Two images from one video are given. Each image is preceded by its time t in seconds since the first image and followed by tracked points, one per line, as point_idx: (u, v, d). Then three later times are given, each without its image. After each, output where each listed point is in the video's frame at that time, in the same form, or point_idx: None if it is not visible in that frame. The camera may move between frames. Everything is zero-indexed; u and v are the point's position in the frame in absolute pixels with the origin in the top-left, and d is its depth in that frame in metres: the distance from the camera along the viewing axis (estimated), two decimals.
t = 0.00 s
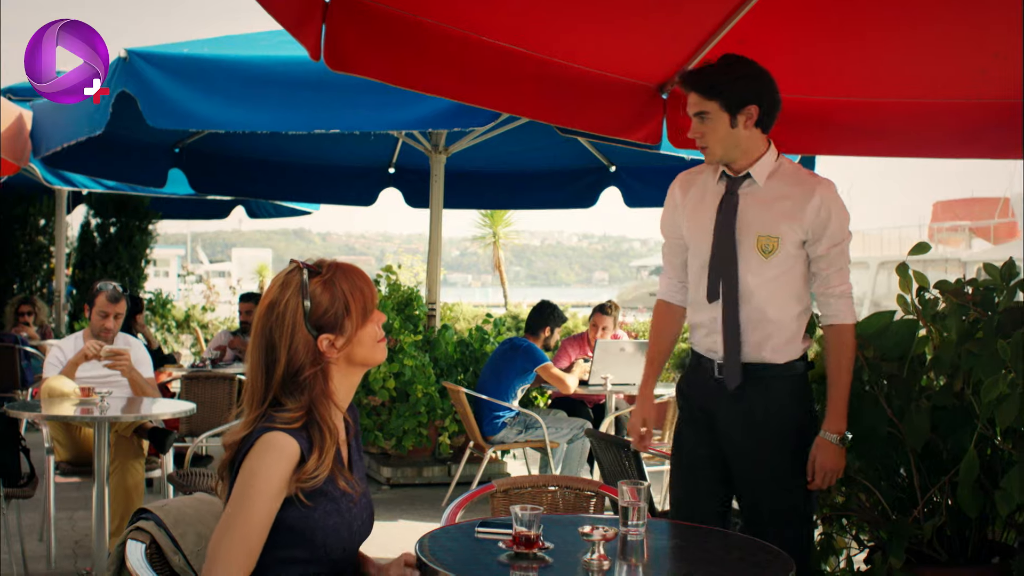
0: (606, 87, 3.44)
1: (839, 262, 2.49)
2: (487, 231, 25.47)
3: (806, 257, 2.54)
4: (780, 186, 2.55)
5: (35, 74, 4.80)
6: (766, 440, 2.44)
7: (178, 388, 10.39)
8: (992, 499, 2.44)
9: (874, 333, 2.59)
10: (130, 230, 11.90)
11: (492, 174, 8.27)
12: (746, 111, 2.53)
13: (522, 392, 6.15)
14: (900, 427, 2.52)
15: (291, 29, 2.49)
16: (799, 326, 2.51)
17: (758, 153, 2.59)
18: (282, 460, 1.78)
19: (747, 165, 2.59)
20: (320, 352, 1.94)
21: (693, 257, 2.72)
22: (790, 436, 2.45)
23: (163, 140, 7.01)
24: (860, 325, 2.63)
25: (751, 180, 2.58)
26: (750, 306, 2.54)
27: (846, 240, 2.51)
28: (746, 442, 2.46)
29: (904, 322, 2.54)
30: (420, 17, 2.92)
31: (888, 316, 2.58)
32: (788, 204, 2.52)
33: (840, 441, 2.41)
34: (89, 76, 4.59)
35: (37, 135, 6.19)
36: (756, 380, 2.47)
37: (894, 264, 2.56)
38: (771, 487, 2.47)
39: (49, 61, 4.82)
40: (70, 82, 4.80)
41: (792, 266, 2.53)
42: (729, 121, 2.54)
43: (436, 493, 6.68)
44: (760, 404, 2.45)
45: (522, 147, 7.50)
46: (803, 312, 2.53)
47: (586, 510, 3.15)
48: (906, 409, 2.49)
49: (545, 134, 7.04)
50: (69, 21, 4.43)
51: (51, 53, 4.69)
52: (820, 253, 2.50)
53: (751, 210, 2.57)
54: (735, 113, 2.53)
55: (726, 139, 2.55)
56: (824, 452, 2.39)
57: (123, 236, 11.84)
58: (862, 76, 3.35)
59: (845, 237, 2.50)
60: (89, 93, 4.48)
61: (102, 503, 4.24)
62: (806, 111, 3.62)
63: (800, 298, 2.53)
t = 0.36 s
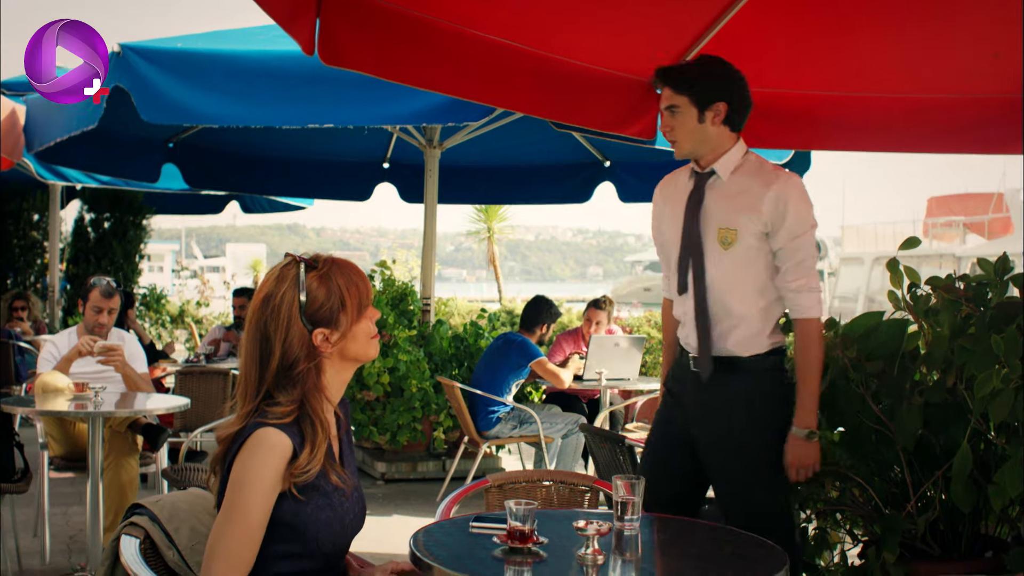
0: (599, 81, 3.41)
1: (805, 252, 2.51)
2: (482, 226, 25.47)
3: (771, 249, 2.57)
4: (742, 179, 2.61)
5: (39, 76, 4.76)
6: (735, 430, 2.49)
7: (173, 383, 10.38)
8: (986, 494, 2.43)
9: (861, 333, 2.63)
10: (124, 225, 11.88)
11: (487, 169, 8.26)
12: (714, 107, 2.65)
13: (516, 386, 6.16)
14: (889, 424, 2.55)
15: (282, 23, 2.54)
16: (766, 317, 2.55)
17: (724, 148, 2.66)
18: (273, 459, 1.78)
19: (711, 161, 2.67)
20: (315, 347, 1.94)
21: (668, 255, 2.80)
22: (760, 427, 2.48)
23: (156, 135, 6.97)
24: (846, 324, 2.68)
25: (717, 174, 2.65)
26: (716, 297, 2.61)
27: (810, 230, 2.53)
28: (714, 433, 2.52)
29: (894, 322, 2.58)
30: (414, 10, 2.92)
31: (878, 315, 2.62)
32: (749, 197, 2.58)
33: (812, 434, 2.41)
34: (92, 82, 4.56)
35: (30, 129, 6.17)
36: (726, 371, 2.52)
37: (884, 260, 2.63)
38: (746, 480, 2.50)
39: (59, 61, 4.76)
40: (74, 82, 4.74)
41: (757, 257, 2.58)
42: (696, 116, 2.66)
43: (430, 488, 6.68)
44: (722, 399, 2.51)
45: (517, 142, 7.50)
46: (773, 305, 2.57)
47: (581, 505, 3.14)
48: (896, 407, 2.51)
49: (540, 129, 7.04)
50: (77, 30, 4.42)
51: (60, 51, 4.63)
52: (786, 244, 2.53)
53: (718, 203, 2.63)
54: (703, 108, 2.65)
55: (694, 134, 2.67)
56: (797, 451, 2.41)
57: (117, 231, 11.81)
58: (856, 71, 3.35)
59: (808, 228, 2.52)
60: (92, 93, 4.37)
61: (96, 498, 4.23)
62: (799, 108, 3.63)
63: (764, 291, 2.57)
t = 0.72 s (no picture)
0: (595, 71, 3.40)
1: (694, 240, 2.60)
2: (482, 217, 25.47)
3: (666, 240, 2.68)
4: (633, 178, 2.74)
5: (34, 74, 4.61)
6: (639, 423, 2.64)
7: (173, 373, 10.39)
8: (985, 484, 2.46)
9: (861, 324, 2.58)
10: (124, 216, 11.87)
11: (487, 159, 8.25)
12: (610, 112, 2.76)
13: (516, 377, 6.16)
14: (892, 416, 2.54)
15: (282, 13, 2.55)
16: (670, 310, 2.67)
17: (622, 149, 2.79)
18: (274, 452, 1.77)
19: (610, 164, 2.81)
20: (323, 337, 1.95)
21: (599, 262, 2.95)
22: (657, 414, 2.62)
23: (156, 125, 6.96)
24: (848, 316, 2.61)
25: (618, 176, 2.78)
26: (624, 295, 2.76)
27: (697, 217, 2.63)
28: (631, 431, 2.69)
29: (893, 313, 2.57)
30: None
31: (878, 307, 2.59)
32: (638, 194, 2.71)
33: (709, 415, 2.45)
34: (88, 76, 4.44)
35: (30, 121, 6.15)
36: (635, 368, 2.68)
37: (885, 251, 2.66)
38: (660, 464, 2.63)
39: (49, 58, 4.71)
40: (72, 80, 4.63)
41: (654, 248, 2.71)
42: (594, 121, 2.78)
43: (431, 479, 6.69)
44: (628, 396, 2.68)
45: (517, 133, 7.49)
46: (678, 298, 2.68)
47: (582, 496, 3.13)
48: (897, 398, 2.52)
49: (540, 120, 7.03)
50: (68, 18, 4.15)
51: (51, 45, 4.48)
52: (675, 234, 2.63)
53: (621, 204, 2.77)
54: (599, 114, 2.77)
55: (593, 137, 2.79)
56: (688, 436, 2.47)
57: (117, 222, 11.80)
58: (857, 63, 3.34)
59: (692, 216, 2.62)
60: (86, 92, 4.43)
61: (96, 489, 4.24)
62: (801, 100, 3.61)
63: (665, 283, 2.69)
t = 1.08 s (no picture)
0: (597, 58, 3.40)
1: (586, 218, 2.80)
2: (487, 206, 25.46)
3: (563, 218, 2.88)
4: (543, 157, 2.92)
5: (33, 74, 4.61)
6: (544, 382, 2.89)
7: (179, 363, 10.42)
8: (991, 474, 2.46)
9: (864, 314, 2.58)
10: (130, 206, 11.90)
11: (492, 149, 8.24)
12: (536, 91, 2.92)
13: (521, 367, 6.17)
14: (896, 406, 2.52)
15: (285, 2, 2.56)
16: (567, 283, 2.89)
17: (545, 129, 2.96)
18: (284, 443, 1.77)
19: (534, 141, 2.98)
20: (343, 327, 1.96)
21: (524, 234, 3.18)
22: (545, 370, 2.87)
23: (161, 116, 6.96)
24: (852, 306, 2.61)
25: (535, 152, 2.96)
26: (532, 265, 2.99)
27: (587, 196, 2.81)
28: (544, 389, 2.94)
29: (898, 304, 2.57)
30: None
31: (882, 296, 2.56)
32: (544, 173, 2.90)
33: (570, 382, 2.70)
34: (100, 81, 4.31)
35: (35, 111, 6.15)
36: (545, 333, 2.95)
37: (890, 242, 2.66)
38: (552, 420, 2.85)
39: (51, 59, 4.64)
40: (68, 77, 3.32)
41: (553, 225, 2.91)
42: (521, 99, 2.95)
43: (436, 468, 6.70)
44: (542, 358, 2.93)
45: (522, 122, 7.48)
46: (575, 271, 2.90)
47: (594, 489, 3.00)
48: (902, 388, 2.52)
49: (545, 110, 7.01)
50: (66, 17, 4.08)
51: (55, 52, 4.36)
52: (570, 210, 2.83)
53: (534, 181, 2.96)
54: (527, 93, 2.93)
55: (519, 115, 2.96)
56: (554, 396, 2.70)
57: (122, 212, 11.84)
58: (861, 49, 3.32)
59: (584, 195, 2.81)
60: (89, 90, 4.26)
61: (103, 478, 4.25)
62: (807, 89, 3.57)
63: (565, 257, 2.89)
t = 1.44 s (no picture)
0: (600, 47, 3.37)
1: (499, 219, 2.82)
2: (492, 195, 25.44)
3: (474, 221, 2.88)
4: (455, 158, 2.90)
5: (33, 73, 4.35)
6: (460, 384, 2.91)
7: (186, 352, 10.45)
8: (997, 463, 2.47)
9: (872, 302, 2.57)
10: (136, 195, 11.93)
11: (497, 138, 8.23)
12: (453, 94, 2.88)
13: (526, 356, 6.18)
14: (902, 395, 2.54)
15: None
16: (479, 283, 2.89)
17: (459, 132, 2.92)
18: (285, 430, 1.77)
19: (448, 142, 2.95)
20: (350, 315, 1.96)
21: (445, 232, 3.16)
22: (456, 370, 2.90)
23: (166, 105, 6.96)
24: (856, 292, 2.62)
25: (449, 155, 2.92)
26: (451, 266, 2.99)
27: (496, 197, 2.82)
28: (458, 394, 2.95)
29: (905, 293, 2.56)
30: None
31: (889, 286, 2.59)
32: (456, 175, 2.89)
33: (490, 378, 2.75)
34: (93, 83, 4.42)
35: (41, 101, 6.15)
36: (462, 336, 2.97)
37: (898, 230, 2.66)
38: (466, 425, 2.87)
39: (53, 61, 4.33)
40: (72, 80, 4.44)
41: (467, 226, 2.91)
42: (438, 99, 2.90)
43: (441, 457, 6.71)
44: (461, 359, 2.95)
45: (527, 111, 7.47)
46: (488, 271, 2.89)
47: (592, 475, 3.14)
48: (908, 377, 2.53)
49: (550, 98, 7.00)
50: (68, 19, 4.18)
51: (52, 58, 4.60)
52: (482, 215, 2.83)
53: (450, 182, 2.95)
54: (444, 94, 2.89)
55: (434, 116, 2.92)
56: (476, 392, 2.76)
57: (128, 201, 11.87)
58: (867, 38, 3.30)
59: (493, 197, 2.82)
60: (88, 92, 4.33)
61: (109, 466, 4.26)
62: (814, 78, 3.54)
63: (479, 258, 2.89)
